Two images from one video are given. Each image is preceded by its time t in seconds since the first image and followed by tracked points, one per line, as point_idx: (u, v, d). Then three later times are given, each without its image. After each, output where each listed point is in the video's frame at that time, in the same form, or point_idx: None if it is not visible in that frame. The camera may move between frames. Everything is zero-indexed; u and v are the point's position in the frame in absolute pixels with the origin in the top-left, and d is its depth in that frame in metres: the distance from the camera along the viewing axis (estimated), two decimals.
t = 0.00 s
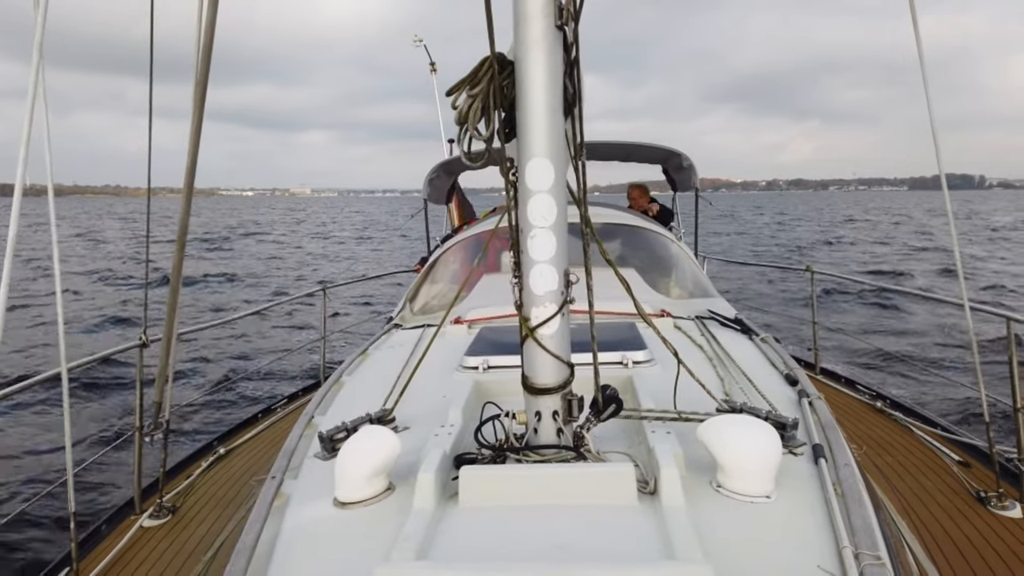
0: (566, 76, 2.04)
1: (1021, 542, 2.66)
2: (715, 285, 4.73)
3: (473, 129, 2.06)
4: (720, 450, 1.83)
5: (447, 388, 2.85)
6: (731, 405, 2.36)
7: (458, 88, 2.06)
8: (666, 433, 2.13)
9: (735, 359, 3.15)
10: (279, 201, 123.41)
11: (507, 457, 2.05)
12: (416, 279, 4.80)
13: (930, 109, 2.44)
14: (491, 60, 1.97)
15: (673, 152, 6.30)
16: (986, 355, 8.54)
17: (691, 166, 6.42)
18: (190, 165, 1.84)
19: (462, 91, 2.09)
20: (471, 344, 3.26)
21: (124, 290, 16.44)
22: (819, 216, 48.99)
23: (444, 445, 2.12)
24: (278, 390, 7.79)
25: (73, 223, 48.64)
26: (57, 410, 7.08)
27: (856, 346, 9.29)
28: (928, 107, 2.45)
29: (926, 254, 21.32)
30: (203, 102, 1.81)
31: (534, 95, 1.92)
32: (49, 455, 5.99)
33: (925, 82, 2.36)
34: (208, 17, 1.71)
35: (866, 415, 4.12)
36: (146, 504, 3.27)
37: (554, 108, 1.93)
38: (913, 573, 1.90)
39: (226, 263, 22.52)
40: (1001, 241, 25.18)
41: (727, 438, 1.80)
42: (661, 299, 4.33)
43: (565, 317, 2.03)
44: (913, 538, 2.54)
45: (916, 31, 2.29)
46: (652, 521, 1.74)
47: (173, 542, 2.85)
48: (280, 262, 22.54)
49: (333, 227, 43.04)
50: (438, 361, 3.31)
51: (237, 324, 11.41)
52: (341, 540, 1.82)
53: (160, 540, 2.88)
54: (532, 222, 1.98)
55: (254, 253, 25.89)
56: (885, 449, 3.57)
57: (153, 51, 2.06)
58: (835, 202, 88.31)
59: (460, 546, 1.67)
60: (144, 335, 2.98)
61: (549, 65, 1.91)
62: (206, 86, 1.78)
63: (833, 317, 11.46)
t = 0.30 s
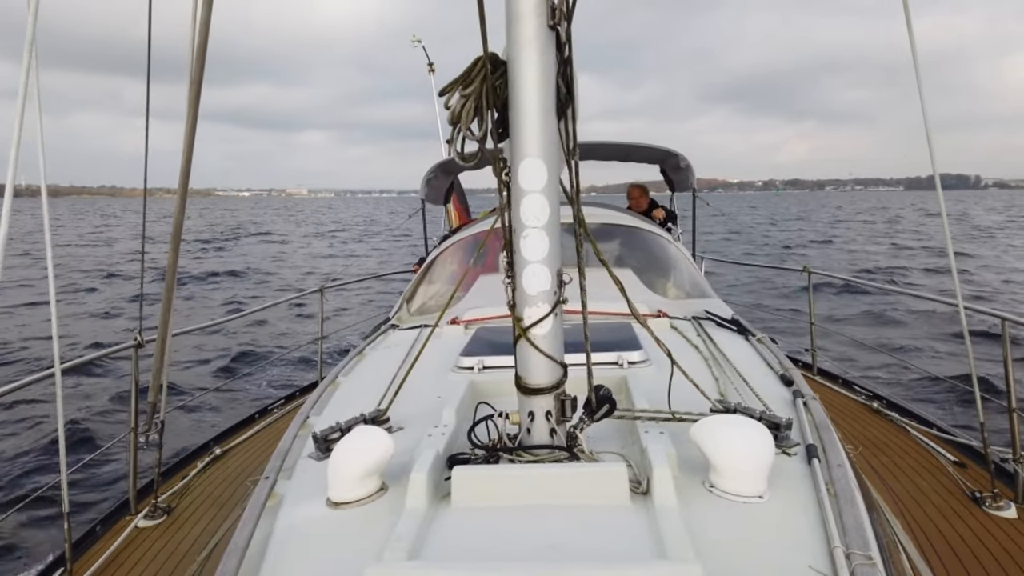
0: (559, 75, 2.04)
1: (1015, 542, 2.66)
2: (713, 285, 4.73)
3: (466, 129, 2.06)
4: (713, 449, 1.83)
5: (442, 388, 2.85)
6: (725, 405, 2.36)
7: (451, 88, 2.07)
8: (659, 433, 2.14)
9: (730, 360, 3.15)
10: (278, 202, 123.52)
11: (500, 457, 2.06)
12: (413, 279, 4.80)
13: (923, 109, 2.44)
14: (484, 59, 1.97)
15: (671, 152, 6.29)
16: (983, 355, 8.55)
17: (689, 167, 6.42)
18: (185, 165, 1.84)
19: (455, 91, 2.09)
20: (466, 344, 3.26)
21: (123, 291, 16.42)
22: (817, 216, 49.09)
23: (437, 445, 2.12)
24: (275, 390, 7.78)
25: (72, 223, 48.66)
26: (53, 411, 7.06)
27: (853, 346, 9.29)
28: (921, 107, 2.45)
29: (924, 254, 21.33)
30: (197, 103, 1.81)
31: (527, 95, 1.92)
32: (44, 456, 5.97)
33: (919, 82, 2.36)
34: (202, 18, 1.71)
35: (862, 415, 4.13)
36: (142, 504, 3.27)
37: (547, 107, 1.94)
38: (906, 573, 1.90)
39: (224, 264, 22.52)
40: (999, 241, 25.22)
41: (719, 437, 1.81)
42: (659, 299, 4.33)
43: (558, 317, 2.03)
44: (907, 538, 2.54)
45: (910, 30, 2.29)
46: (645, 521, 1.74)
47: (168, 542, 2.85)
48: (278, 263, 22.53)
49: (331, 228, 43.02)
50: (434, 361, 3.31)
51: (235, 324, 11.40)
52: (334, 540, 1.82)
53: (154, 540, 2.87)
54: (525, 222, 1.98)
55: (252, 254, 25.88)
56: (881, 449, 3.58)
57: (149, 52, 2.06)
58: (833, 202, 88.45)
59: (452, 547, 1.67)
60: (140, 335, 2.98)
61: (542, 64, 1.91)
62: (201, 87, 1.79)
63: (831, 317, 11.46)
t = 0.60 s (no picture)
0: (558, 78, 2.04)
1: (1014, 544, 2.67)
2: (712, 287, 4.74)
3: (466, 132, 2.06)
4: (712, 451, 1.83)
5: (441, 390, 2.85)
6: (724, 407, 2.37)
7: (451, 90, 2.07)
8: (659, 435, 2.14)
9: (729, 361, 3.15)
10: (277, 203, 123.51)
11: (500, 459, 2.06)
12: (413, 281, 4.80)
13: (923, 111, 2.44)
14: (484, 62, 1.98)
15: (670, 154, 6.30)
16: (982, 356, 8.55)
17: (688, 168, 6.43)
18: (185, 167, 1.84)
19: (455, 93, 2.09)
20: (466, 346, 3.26)
21: (121, 292, 16.40)
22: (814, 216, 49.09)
23: (437, 447, 2.12)
24: (274, 392, 7.78)
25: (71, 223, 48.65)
26: (51, 413, 7.04)
27: (851, 347, 9.30)
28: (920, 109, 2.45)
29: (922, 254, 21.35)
30: (197, 106, 1.81)
31: (527, 98, 1.92)
32: (42, 457, 5.96)
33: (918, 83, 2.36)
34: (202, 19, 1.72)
35: (860, 417, 4.13)
36: (141, 506, 3.28)
37: (546, 110, 1.94)
38: None
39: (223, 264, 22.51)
40: (997, 241, 25.27)
41: (719, 439, 1.81)
42: (658, 302, 4.34)
43: (558, 319, 2.03)
44: (905, 539, 2.55)
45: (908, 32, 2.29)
46: (645, 523, 1.75)
47: (167, 545, 2.85)
48: (277, 263, 22.53)
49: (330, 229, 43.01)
50: (433, 363, 3.31)
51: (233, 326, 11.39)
52: (333, 543, 1.82)
53: (154, 542, 2.88)
54: (524, 224, 1.98)
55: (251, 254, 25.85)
56: (880, 451, 3.58)
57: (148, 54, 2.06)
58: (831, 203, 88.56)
59: (452, 549, 1.67)
60: (139, 337, 2.97)
61: (541, 67, 1.92)
62: (200, 89, 1.79)
63: (830, 318, 11.47)
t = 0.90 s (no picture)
0: (556, 78, 2.04)
1: (1012, 543, 2.67)
2: (710, 287, 4.74)
3: (463, 131, 2.06)
4: (710, 451, 1.83)
5: (440, 390, 2.85)
6: (723, 406, 2.37)
7: (448, 90, 2.07)
8: (657, 434, 2.14)
9: (728, 361, 3.15)
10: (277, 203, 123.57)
11: (498, 458, 2.06)
12: (412, 281, 4.80)
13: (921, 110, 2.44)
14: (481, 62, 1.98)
15: (669, 154, 6.30)
16: (981, 356, 8.55)
17: (687, 168, 6.43)
18: (183, 167, 1.85)
19: (452, 93, 2.10)
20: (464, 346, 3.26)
21: (120, 292, 16.39)
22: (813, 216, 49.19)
23: (435, 447, 2.12)
24: (273, 392, 7.77)
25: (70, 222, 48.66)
26: (50, 413, 7.04)
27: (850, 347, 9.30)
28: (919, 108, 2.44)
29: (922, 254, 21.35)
30: (195, 105, 1.81)
31: (524, 98, 1.92)
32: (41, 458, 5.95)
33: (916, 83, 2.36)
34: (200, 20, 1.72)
35: (860, 416, 4.13)
36: (140, 507, 3.28)
37: (544, 110, 1.94)
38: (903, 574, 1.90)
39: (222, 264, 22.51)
40: (996, 241, 25.27)
41: (716, 438, 1.81)
42: (657, 302, 4.34)
43: (556, 318, 2.04)
44: (904, 538, 2.55)
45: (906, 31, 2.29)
46: (642, 522, 1.75)
47: (166, 545, 2.85)
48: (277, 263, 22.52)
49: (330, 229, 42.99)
50: (432, 363, 3.31)
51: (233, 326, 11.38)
52: (331, 543, 1.82)
53: (152, 543, 2.87)
54: (522, 224, 1.99)
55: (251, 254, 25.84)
56: (879, 450, 3.58)
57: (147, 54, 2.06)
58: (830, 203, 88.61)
59: (450, 548, 1.68)
60: (138, 338, 2.97)
61: (539, 66, 1.92)
62: (198, 89, 1.79)
63: (829, 318, 11.47)
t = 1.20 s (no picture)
0: (551, 78, 2.05)
1: (1008, 542, 2.67)
2: (708, 287, 4.74)
3: (458, 132, 2.06)
4: (706, 450, 1.83)
5: (437, 391, 2.85)
6: (718, 406, 2.37)
7: (443, 91, 2.07)
8: (653, 434, 2.14)
9: (724, 361, 3.16)
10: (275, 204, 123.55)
11: (494, 459, 2.06)
12: (410, 281, 4.80)
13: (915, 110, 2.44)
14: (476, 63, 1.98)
15: (665, 154, 6.31)
16: (978, 355, 8.56)
17: (683, 169, 6.44)
18: (178, 168, 1.85)
19: (447, 94, 2.10)
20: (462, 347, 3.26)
21: (118, 292, 16.37)
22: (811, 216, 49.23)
23: (431, 448, 2.12)
24: (271, 393, 7.77)
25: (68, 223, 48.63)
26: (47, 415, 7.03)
27: (848, 346, 9.31)
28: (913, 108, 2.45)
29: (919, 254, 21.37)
30: (190, 106, 1.81)
31: (518, 99, 1.93)
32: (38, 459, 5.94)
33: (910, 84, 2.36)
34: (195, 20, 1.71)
35: (857, 416, 4.14)
36: (137, 508, 3.28)
37: (538, 110, 1.94)
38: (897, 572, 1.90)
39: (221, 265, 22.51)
40: (993, 241, 25.30)
41: (711, 438, 1.81)
42: (654, 302, 4.34)
43: (551, 319, 2.04)
44: (899, 537, 2.55)
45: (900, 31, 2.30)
46: (637, 522, 1.75)
47: (162, 547, 2.85)
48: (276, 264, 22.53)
49: (329, 230, 43.03)
50: (429, 364, 3.31)
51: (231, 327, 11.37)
52: (326, 544, 1.81)
53: (149, 544, 2.88)
54: (517, 224, 1.99)
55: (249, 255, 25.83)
56: (876, 450, 3.59)
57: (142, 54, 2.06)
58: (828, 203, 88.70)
59: (445, 549, 1.67)
60: (135, 340, 2.96)
61: (533, 66, 1.92)
62: (193, 90, 1.78)
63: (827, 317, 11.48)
